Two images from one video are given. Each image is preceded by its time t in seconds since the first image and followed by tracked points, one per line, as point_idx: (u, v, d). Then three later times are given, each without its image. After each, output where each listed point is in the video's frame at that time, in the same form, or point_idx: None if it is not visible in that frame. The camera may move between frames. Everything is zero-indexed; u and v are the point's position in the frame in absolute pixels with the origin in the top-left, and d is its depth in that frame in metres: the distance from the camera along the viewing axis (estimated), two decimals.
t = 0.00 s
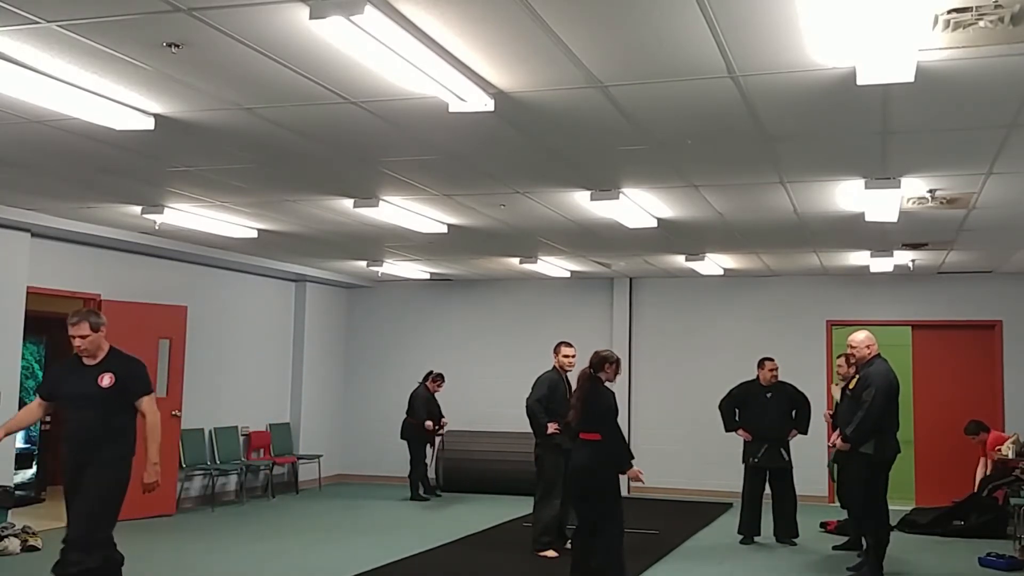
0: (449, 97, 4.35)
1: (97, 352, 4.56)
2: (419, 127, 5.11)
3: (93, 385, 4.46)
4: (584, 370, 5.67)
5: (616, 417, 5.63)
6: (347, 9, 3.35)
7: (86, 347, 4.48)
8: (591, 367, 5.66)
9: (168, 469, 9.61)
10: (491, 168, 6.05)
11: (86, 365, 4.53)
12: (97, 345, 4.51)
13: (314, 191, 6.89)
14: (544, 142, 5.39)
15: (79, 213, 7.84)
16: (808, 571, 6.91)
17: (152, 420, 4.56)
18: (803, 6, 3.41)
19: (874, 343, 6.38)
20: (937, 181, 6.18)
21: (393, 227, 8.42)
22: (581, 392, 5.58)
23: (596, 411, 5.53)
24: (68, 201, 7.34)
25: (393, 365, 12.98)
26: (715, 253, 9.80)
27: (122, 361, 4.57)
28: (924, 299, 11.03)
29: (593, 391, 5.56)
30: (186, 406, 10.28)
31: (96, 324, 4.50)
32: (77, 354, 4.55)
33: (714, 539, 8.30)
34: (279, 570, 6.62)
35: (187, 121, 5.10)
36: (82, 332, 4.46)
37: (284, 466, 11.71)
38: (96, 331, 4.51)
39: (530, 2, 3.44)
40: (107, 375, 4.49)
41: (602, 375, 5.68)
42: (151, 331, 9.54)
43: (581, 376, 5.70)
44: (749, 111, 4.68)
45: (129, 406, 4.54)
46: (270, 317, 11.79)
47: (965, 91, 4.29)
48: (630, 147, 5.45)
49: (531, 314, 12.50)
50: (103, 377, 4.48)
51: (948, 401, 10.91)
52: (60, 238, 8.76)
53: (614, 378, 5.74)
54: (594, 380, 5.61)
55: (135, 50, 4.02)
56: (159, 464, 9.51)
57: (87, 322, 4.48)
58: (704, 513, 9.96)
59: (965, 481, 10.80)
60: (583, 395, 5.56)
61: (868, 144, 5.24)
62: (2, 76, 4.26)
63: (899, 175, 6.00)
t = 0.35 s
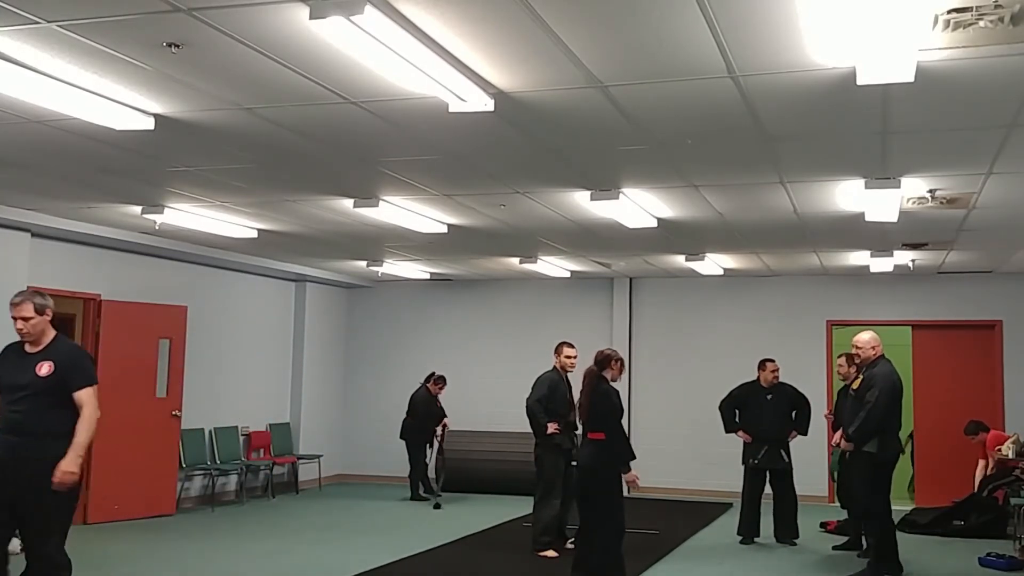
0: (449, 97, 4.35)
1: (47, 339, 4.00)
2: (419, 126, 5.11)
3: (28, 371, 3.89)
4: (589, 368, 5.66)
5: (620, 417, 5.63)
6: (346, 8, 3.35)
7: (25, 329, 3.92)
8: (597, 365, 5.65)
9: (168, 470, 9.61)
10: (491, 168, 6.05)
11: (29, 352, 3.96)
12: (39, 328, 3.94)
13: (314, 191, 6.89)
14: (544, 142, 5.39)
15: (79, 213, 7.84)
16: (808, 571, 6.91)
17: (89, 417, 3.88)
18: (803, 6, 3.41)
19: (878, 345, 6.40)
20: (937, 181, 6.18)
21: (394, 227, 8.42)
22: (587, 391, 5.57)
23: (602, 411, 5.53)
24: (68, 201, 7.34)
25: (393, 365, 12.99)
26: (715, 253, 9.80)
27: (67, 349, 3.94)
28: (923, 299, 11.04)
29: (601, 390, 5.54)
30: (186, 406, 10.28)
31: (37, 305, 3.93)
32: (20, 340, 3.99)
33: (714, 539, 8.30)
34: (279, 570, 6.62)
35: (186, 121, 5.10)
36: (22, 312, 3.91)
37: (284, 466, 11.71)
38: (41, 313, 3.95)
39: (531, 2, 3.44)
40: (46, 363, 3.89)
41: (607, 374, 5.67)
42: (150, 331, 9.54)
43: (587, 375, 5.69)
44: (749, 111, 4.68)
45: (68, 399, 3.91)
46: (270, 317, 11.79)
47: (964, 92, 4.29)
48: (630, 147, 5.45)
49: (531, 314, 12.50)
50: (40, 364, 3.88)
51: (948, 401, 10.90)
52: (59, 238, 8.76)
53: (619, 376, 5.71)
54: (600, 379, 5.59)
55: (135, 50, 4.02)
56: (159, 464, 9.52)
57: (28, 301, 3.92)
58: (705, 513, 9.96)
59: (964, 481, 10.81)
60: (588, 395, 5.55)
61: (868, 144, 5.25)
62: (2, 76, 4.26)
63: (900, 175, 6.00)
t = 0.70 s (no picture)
0: (449, 97, 4.35)
1: None
2: (419, 126, 5.11)
3: None
4: (590, 368, 5.67)
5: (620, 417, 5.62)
6: (346, 8, 3.35)
7: None
8: (597, 364, 5.66)
9: (168, 470, 9.61)
10: (491, 168, 6.05)
11: None
12: None
13: (314, 191, 6.89)
14: (544, 142, 5.39)
15: (79, 213, 7.85)
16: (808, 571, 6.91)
17: None
18: (802, 6, 3.41)
19: (882, 344, 6.39)
20: (937, 181, 6.19)
21: (394, 228, 8.42)
22: (588, 390, 5.57)
23: (602, 411, 5.53)
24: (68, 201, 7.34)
25: (393, 365, 12.99)
26: (715, 253, 9.80)
27: None
28: (923, 299, 11.04)
29: (601, 390, 5.55)
30: (186, 406, 10.28)
31: None
32: None
33: (714, 540, 8.30)
34: (279, 570, 6.62)
35: (186, 121, 5.10)
36: None
37: (284, 466, 11.71)
38: None
39: (530, 2, 3.44)
40: None
41: (608, 374, 5.67)
42: (151, 332, 9.53)
43: (587, 375, 5.69)
44: (749, 111, 4.68)
45: None
46: (270, 317, 11.79)
47: (963, 92, 4.29)
48: (630, 147, 5.45)
49: (531, 314, 12.50)
50: None
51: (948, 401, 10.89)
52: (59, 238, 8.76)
53: (619, 376, 5.72)
54: (600, 379, 5.60)
55: (135, 50, 4.02)
56: (159, 464, 9.51)
57: None
58: (704, 513, 9.95)
59: (964, 481, 10.79)
60: (590, 394, 5.56)
61: (867, 144, 5.25)
62: (2, 76, 4.26)
63: (900, 175, 6.00)
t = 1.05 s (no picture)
0: (449, 97, 4.35)
1: None
2: (419, 127, 5.11)
3: None
4: (590, 368, 5.67)
5: (620, 417, 5.63)
6: (346, 8, 3.35)
7: None
8: (597, 364, 5.65)
9: (168, 470, 9.61)
10: (491, 168, 6.05)
11: None
12: None
13: (313, 191, 6.89)
14: (544, 142, 5.39)
15: (79, 213, 7.85)
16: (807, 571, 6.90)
17: None
18: (802, 6, 3.42)
19: (885, 345, 6.41)
20: (937, 181, 6.19)
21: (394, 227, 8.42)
22: (588, 390, 5.57)
23: (602, 411, 5.53)
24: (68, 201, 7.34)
25: (393, 364, 12.99)
26: (715, 253, 9.80)
27: None
28: (923, 299, 11.04)
29: (601, 390, 5.55)
30: (186, 406, 10.28)
31: None
32: None
33: (714, 539, 8.30)
34: (279, 570, 6.62)
35: (187, 121, 5.10)
36: None
37: (284, 466, 11.71)
38: None
39: (530, 2, 3.44)
40: None
41: (608, 374, 5.67)
42: (151, 332, 9.54)
43: (587, 375, 5.69)
44: (749, 111, 4.68)
45: None
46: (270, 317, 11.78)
47: (963, 92, 4.29)
48: (630, 147, 5.45)
49: (531, 314, 12.50)
50: None
51: (948, 401, 10.89)
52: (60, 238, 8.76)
53: (619, 376, 5.71)
54: (600, 378, 5.60)
55: (136, 50, 4.03)
56: (159, 464, 9.51)
57: None
58: (704, 513, 9.95)
59: (964, 480, 10.80)
60: (589, 394, 5.56)
61: (867, 144, 5.25)
62: (3, 76, 4.26)
63: (899, 175, 6.00)
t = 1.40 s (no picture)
0: (449, 97, 4.35)
1: None
2: (419, 127, 5.11)
3: None
4: (590, 367, 5.67)
5: (620, 417, 5.62)
6: (346, 8, 3.35)
7: None
8: (597, 365, 5.65)
9: (168, 470, 9.61)
10: (491, 168, 6.05)
11: None
12: None
13: (313, 191, 6.89)
14: (544, 142, 5.40)
15: (79, 213, 7.85)
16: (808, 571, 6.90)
17: None
18: (801, 6, 3.42)
19: (886, 344, 6.40)
20: (937, 181, 6.19)
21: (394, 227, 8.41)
22: (587, 391, 5.58)
23: (601, 411, 5.53)
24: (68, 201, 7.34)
25: (393, 364, 12.99)
26: (715, 253, 9.80)
27: None
28: (923, 299, 11.03)
29: (601, 390, 5.56)
30: (186, 406, 10.28)
31: None
32: None
33: (715, 539, 8.30)
34: (278, 570, 6.62)
35: (187, 121, 5.10)
36: None
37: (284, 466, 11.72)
38: None
39: (530, 2, 3.44)
40: None
41: (607, 374, 5.67)
42: (151, 332, 9.54)
43: (587, 375, 5.70)
44: (749, 111, 4.68)
45: None
46: (270, 317, 11.78)
47: (963, 92, 4.29)
48: (630, 147, 5.45)
49: (531, 314, 12.50)
50: None
51: (948, 401, 10.90)
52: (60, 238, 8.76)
53: (619, 376, 5.72)
54: (600, 379, 5.60)
55: (136, 50, 4.02)
56: (159, 463, 9.51)
57: None
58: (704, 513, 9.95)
59: (964, 480, 10.80)
60: (589, 394, 5.57)
61: (867, 144, 5.25)
62: (3, 76, 4.27)
63: (899, 175, 6.00)
